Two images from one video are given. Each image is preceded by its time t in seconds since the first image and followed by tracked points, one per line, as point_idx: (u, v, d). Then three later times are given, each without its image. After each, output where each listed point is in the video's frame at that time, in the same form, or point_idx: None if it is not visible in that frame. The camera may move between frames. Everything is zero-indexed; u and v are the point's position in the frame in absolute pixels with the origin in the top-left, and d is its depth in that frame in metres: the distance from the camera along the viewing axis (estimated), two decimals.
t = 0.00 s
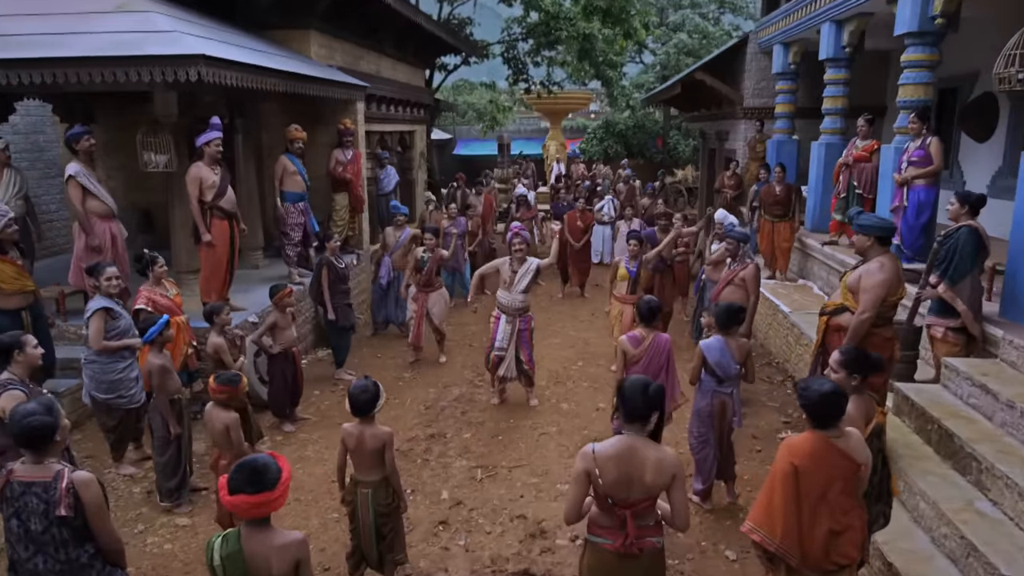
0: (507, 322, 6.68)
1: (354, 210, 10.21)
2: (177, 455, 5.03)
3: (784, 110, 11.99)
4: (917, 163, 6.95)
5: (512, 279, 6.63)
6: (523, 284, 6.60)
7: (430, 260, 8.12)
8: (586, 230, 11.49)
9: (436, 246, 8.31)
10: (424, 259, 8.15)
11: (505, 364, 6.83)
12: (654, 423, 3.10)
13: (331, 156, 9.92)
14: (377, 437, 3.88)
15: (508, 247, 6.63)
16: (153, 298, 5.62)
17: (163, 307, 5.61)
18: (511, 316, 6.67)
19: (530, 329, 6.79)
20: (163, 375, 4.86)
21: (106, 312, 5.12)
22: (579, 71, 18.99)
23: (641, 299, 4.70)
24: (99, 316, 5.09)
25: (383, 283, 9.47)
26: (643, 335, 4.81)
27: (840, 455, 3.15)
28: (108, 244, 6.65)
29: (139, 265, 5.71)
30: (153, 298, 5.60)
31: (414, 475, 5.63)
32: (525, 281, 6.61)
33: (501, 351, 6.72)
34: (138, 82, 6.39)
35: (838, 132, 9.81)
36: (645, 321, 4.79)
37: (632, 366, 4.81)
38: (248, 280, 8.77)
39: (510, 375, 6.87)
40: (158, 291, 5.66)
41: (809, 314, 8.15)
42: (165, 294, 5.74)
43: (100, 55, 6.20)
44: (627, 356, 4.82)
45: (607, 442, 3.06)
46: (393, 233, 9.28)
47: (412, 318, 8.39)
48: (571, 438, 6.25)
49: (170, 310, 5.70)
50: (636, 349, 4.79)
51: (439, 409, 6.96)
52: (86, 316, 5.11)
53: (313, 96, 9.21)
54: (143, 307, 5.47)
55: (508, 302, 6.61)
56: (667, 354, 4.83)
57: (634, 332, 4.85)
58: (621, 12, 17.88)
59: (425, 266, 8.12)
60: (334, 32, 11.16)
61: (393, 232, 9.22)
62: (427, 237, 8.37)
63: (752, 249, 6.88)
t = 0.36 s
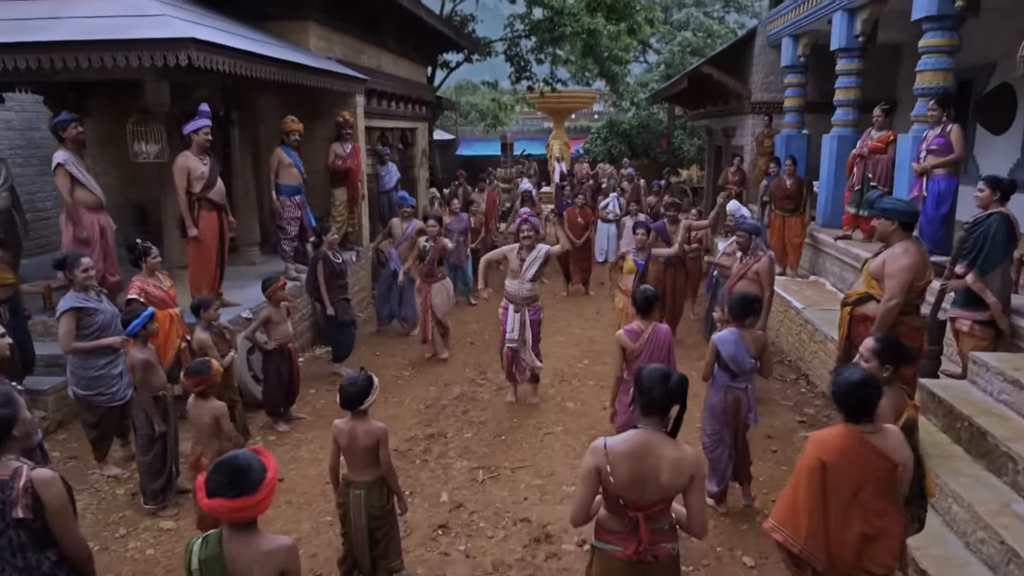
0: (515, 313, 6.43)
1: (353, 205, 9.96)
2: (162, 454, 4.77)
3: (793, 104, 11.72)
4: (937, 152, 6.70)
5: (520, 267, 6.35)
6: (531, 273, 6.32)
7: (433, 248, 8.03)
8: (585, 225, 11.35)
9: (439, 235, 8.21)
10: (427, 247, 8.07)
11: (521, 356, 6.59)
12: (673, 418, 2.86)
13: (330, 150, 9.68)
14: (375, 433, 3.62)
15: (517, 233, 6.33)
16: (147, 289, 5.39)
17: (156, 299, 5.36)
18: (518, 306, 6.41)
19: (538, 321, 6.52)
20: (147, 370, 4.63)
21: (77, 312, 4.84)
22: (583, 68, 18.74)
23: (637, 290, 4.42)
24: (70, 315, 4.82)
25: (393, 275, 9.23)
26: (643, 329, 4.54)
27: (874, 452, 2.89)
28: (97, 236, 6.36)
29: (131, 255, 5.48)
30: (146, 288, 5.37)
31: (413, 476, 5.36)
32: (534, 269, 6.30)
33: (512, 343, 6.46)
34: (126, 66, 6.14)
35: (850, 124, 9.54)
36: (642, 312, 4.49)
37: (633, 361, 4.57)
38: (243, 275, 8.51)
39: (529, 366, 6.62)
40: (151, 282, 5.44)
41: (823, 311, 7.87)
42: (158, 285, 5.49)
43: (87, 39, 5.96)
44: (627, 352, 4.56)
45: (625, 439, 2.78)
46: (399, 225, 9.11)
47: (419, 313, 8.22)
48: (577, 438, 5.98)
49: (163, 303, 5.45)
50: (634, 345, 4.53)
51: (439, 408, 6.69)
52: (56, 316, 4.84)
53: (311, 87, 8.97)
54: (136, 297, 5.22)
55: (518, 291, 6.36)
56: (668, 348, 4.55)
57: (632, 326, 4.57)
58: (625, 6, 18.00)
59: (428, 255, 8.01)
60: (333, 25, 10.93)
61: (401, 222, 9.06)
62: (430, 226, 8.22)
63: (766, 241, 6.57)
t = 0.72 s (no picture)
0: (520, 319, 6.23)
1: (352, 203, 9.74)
2: (147, 455, 4.54)
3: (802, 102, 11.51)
4: (956, 145, 6.46)
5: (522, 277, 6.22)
6: (532, 286, 6.13)
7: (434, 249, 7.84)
8: (588, 224, 11.12)
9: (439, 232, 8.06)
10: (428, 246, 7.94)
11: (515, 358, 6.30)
12: (678, 415, 2.49)
13: (329, 147, 9.48)
14: (368, 432, 3.39)
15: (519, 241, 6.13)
16: (143, 281, 5.16)
17: (152, 294, 5.14)
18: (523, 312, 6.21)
19: (545, 327, 6.26)
20: (131, 366, 4.41)
21: (61, 308, 4.63)
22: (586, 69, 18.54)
23: (651, 281, 4.23)
24: (54, 311, 4.61)
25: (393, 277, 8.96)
26: (656, 324, 4.31)
27: (911, 452, 2.65)
28: (85, 230, 6.14)
29: (126, 249, 5.23)
30: (142, 281, 5.14)
31: (411, 480, 5.12)
32: (536, 284, 6.12)
33: (509, 349, 6.23)
34: (116, 54, 5.94)
35: (862, 121, 9.30)
36: (656, 305, 4.30)
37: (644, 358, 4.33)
38: (238, 273, 8.29)
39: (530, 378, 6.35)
40: (148, 276, 5.20)
41: (836, 311, 7.62)
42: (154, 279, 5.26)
43: (74, 25, 5.76)
44: (638, 348, 4.33)
45: (628, 440, 2.39)
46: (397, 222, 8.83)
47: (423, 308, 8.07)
48: (582, 441, 5.73)
49: (159, 298, 5.22)
50: (649, 341, 4.29)
51: (439, 410, 6.45)
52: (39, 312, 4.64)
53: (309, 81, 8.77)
54: (132, 290, 5.00)
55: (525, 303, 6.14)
56: (684, 346, 4.31)
57: (645, 321, 4.34)
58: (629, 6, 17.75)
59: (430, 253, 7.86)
60: (333, 21, 10.74)
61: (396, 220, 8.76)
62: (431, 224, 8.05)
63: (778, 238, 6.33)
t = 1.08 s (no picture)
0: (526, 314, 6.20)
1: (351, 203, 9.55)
2: (132, 458, 4.33)
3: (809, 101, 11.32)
4: (972, 140, 6.26)
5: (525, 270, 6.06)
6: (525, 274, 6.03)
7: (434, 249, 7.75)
8: (593, 226, 10.91)
9: (440, 233, 7.89)
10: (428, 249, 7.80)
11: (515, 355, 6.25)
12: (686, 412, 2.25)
13: (328, 145, 9.30)
14: (363, 433, 3.19)
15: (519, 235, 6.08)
16: (136, 278, 4.93)
17: (145, 290, 4.90)
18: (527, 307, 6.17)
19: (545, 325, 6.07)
20: (115, 365, 4.21)
21: (54, 298, 4.52)
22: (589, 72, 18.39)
23: (677, 276, 4.08)
24: (46, 302, 4.50)
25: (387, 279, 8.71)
26: (679, 322, 4.11)
27: (946, 456, 2.43)
28: (72, 227, 5.96)
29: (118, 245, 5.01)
30: (136, 278, 4.92)
31: (409, 486, 4.90)
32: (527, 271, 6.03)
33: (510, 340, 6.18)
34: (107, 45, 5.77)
35: (871, 119, 9.12)
36: (681, 303, 4.11)
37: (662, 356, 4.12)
38: (233, 273, 8.07)
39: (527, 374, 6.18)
40: (141, 273, 4.97)
41: (847, 312, 7.40)
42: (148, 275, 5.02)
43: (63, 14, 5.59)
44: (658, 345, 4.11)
45: (639, 440, 2.15)
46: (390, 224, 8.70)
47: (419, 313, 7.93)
48: (587, 445, 5.51)
49: (153, 295, 4.99)
50: (672, 339, 4.08)
51: (438, 414, 6.23)
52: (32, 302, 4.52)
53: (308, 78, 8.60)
54: (124, 286, 4.77)
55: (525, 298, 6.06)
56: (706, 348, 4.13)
57: (668, 317, 4.14)
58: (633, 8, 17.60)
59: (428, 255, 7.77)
60: (333, 19, 10.58)
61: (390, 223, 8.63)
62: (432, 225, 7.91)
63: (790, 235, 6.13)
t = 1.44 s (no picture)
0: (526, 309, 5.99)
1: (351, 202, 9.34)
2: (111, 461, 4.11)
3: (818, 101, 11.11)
4: (994, 133, 5.98)
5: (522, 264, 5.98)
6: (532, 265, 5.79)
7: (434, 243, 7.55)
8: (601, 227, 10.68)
9: (441, 231, 7.69)
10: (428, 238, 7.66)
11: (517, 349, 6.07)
12: (709, 405, 2.00)
13: (328, 144, 9.10)
14: (354, 433, 2.96)
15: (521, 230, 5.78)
16: (123, 274, 4.63)
17: (132, 287, 4.60)
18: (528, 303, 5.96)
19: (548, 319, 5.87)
20: (94, 363, 3.99)
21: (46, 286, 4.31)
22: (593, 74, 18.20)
23: (696, 267, 3.88)
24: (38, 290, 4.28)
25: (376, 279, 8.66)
26: (697, 318, 3.88)
27: (976, 459, 2.18)
28: (61, 221, 5.73)
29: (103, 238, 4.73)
30: (122, 274, 4.61)
31: (406, 491, 4.67)
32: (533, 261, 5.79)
33: (510, 335, 5.95)
34: (96, 32, 5.57)
35: (883, 116, 8.90)
36: (702, 296, 3.88)
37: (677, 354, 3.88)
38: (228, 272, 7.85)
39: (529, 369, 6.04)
40: (129, 269, 4.67)
41: (861, 312, 7.16)
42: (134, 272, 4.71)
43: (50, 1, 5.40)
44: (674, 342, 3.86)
45: (658, 437, 1.92)
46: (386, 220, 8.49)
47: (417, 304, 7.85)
48: (594, 450, 5.26)
49: (139, 293, 4.69)
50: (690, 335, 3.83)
51: (438, 417, 6.00)
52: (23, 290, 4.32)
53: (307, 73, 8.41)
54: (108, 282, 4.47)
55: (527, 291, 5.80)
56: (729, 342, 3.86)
57: (687, 311, 3.91)
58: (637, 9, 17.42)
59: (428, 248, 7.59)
60: (333, 16, 10.38)
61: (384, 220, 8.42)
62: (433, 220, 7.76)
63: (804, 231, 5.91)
